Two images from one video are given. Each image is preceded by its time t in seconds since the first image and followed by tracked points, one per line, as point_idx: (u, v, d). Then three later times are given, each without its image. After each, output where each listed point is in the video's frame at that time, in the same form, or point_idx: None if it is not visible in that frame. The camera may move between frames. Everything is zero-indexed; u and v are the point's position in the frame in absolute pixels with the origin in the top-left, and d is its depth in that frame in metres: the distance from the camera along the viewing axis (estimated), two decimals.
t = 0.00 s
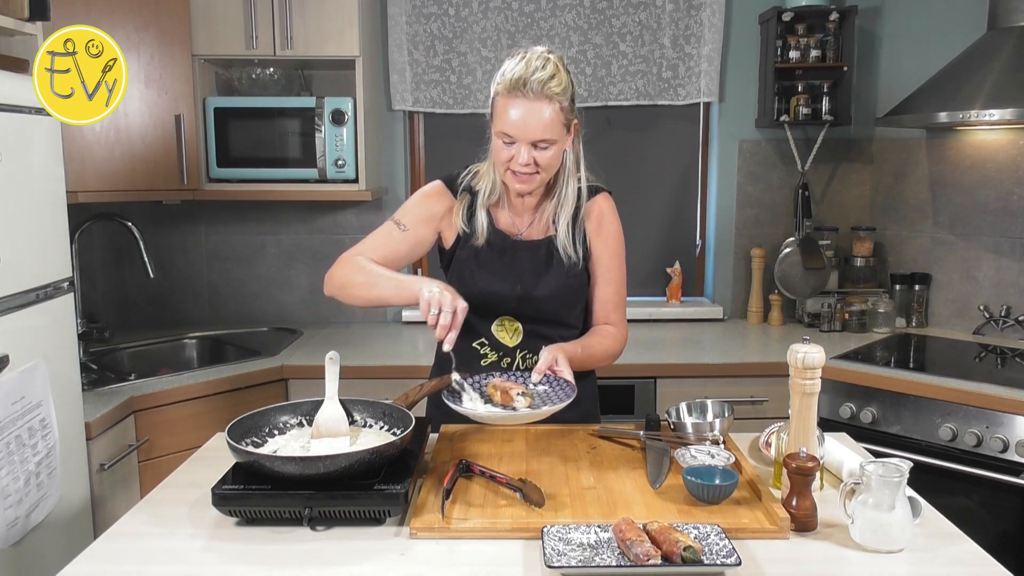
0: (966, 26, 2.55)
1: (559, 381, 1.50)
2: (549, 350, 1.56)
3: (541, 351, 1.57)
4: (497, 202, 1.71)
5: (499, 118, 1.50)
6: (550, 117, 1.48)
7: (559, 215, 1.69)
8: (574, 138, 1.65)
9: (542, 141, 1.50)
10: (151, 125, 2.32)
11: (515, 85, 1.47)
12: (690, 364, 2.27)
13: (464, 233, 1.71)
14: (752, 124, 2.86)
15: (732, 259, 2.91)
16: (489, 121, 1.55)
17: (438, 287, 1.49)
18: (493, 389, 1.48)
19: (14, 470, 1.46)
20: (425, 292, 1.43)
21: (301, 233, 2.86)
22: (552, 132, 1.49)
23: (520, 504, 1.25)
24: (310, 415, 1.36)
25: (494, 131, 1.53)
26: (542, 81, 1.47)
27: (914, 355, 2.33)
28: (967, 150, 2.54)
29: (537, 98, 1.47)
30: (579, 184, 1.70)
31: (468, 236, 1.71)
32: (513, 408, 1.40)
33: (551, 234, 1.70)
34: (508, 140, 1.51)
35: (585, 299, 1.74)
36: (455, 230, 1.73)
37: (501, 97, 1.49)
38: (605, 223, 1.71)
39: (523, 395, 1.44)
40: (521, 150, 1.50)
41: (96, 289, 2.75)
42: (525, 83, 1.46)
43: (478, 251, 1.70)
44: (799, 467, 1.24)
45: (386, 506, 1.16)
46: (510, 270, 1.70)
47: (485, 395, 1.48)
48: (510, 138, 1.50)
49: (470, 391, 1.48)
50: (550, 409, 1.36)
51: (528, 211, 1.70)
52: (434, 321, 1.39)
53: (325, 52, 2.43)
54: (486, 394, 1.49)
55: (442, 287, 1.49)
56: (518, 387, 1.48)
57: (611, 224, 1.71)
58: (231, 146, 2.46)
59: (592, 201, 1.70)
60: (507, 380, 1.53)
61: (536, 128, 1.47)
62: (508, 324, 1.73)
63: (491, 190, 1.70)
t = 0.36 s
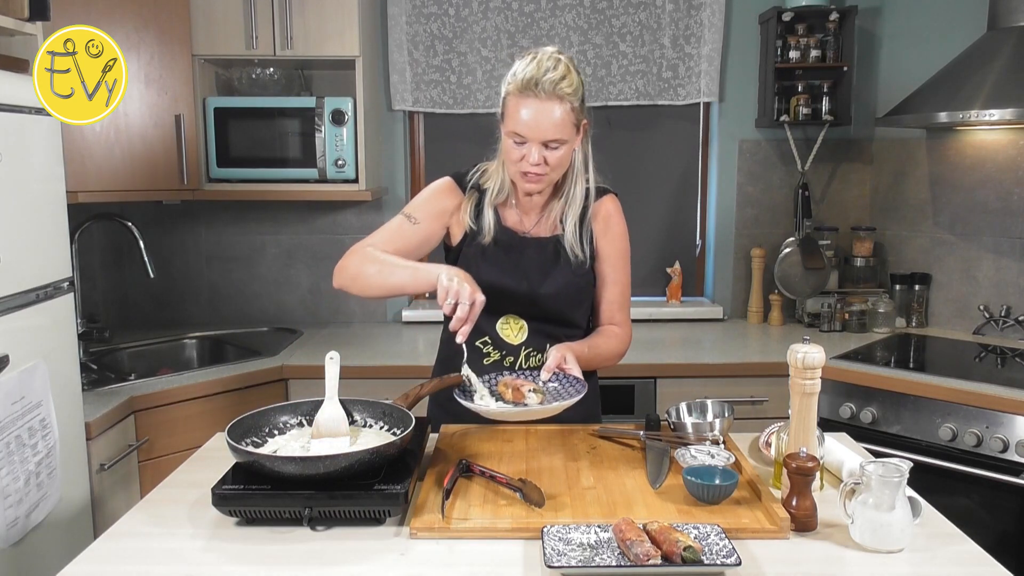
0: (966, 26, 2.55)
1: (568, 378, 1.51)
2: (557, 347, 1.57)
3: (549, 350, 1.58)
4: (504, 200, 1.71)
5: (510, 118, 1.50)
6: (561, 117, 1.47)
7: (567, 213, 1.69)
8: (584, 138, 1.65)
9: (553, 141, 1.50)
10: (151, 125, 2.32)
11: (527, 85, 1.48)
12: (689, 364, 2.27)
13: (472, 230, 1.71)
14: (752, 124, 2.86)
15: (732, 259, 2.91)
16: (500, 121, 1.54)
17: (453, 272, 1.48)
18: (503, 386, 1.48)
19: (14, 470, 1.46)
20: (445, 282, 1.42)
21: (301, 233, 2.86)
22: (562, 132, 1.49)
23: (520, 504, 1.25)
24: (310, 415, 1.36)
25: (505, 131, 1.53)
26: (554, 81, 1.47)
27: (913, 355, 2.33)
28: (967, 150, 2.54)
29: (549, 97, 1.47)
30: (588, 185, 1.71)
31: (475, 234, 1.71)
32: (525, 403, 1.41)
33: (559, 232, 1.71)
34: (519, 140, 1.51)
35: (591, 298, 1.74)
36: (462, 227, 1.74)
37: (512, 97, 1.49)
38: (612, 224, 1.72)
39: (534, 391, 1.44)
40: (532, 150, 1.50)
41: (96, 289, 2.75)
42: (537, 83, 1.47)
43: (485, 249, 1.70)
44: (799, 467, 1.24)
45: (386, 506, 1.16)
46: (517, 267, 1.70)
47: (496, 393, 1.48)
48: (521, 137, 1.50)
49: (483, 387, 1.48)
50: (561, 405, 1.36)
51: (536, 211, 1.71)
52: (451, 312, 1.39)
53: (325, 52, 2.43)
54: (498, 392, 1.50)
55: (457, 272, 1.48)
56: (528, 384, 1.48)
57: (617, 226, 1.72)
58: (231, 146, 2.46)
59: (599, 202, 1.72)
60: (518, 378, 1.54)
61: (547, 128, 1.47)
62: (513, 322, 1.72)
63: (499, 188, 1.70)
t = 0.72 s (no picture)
0: (966, 26, 2.55)
1: (573, 375, 1.51)
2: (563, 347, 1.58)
3: (555, 349, 1.58)
4: (515, 199, 1.71)
5: (525, 118, 1.50)
6: (576, 119, 1.48)
7: (576, 215, 1.70)
8: (596, 140, 1.65)
9: (567, 143, 1.50)
10: (151, 125, 2.32)
11: (544, 86, 1.47)
12: (689, 364, 2.27)
13: (480, 226, 1.71)
14: (752, 124, 2.86)
15: (732, 259, 2.91)
16: (515, 120, 1.54)
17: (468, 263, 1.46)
18: (510, 383, 1.48)
19: (14, 470, 1.46)
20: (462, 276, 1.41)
21: (301, 233, 2.86)
22: (577, 135, 1.49)
23: (520, 504, 1.25)
24: (311, 415, 1.36)
25: (519, 130, 1.53)
26: (571, 83, 1.47)
27: (913, 355, 2.33)
28: (967, 150, 2.54)
29: (565, 99, 1.47)
30: (599, 187, 1.72)
31: (483, 230, 1.71)
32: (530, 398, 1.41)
33: (567, 232, 1.71)
34: (534, 140, 1.51)
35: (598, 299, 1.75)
36: (472, 222, 1.73)
37: (528, 98, 1.49)
38: (619, 226, 1.72)
39: (541, 387, 1.44)
40: (546, 150, 1.50)
41: (96, 290, 2.75)
42: (555, 85, 1.47)
43: (494, 245, 1.70)
44: (799, 467, 1.24)
45: (386, 506, 1.16)
46: (524, 264, 1.69)
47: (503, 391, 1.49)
48: (535, 138, 1.51)
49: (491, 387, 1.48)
50: (567, 401, 1.36)
51: (546, 210, 1.71)
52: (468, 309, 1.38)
53: (325, 52, 2.43)
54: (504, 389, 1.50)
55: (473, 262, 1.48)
56: (535, 381, 1.48)
57: (624, 228, 1.72)
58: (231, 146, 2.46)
59: (608, 204, 1.72)
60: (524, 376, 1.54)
61: (562, 130, 1.48)
62: (518, 320, 1.72)
63: (510, 186, 1.70)
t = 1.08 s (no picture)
0: (966, 26, 2.55)
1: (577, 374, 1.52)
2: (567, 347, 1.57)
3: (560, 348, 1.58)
4: (520, 198, 1.71)
5: (532, 117, 1.50)
6: (583, 119, 1.48)
7: (582, 214, 1.70)
8: (602, 139, 1.64)
9: (574, 143, 1.50)
10: (151, 125, 2.32)
11: (551, 86, 1.47)
12: (689, 364, 2.27)
13: (485, 224, 1.71)
14: (752, 124, 2.86)
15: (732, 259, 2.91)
16: (522, 119, 1.54)
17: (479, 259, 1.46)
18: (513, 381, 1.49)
19: (14, 470, 1.46)
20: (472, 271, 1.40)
21: (301, 233, 2.86)
22: (584, 134, 1.50)
23: (520, 504, 1.25)
24: (311, 415, 1.36)
25: (526, 130, 1.53)
26: (579, 83, 1.47)
27: (913, 355, 2.33)
28: (967, 150, 2.54)
29: (572, 99, 1.47)
30: (605, 187, 1.71)
31: (488, 228, 1.71)
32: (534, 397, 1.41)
33: (572, 231, 1.71)
34: (540, 139, 1.51)
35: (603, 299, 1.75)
36: (477, 221, 1.73)
37: (536, 97, 1.49)
38: (626, 226, 1.71)
39: (544, 386, 1.44)
40: (553, 150, 1.50)
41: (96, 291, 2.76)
42: (562, 85, 1.47)
43: (499, 243, 1.70)
44: (799, 467, 1.24)
45: (386, 506, 1.16)
46: (528, 262, 1.70)
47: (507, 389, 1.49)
48: (542, 137, 1.50)
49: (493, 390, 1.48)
50: (571, 400, 1.36)
51: (552, 209, 1.71)
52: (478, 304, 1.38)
53: (325, 52, 2.43)
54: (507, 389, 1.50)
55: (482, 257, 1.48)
56: (538, 379, 1.48)
57: (630, 228, 1.71)
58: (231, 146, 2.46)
59: (614, 205, 1.71)
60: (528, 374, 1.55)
61: (569, 130, 1.48)
62: (523, 319, 1.72)
63: (515, 185, 1.69)
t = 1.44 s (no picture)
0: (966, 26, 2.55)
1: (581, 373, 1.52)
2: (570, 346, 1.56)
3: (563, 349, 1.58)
4: (522, 199, 1.71)
5: (533, 116, 1.50)
6: (583, 118, 1.48)
7: (584, 214, 1.70)
8: (604, 139, 1.65)
9: (574, 142, 1.50)
10: (151, 125, 2.32)
11: (551, 85, 1.48)
12: (689, 364, 2.27)
13: (487, 225, 1.71)
14: (752, 124, 2.86)
15: (732, 259, 2.91)
16: (523, 119, 1.55)
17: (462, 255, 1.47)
18: (515, 382, 1.49)
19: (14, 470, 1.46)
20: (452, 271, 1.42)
21: (301, 233, 2.86)
22: (585, 133, 1.49)
23: (520, 504, 1.25)
24: (310, 415, 1.36)
25: (527, 129, 1.53)
26: (579, 82, 1.47)
27: (914, 356, 2.33)
28: (967, 150, 2.54)
29: (572, 98, 1.47)
30: (607, 186, 1.72)
31: (490, 228, 1.71)
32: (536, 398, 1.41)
33: (574, 231, 1.71)
34: (541, 139, 1.51)
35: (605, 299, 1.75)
36: (479, 222, 1.73)
37: (536, 97, 1.49)
38: (628, 225, 1.71)
39: (546, 387, 1.45)
40: (553, 148, 1.50)
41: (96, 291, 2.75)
42: (562, 84, 1.47)
43: (501, 244, 1.70)
44: (799, 467, 1.24)
45: (386, 506, 1.16)
46: (530, 262, 1.70)
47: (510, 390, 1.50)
48: (543, 137, 1.51)
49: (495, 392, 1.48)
50: (573, 400, 1.36)
51: (554, 210, 1.71)
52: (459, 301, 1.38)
53: (325, 52, 2.43)
54: (510, 388, 1.51)
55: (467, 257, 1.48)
56: (540, 379, 1.49)
57: (633, 228, 1.71)
58: (231, 146, 2.45)
59: (616, 204, 1.71)
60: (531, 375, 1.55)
61: (570, 129, 1.47)
62: (524, 319, 1.72)
63: (517, 186, 1.69)
